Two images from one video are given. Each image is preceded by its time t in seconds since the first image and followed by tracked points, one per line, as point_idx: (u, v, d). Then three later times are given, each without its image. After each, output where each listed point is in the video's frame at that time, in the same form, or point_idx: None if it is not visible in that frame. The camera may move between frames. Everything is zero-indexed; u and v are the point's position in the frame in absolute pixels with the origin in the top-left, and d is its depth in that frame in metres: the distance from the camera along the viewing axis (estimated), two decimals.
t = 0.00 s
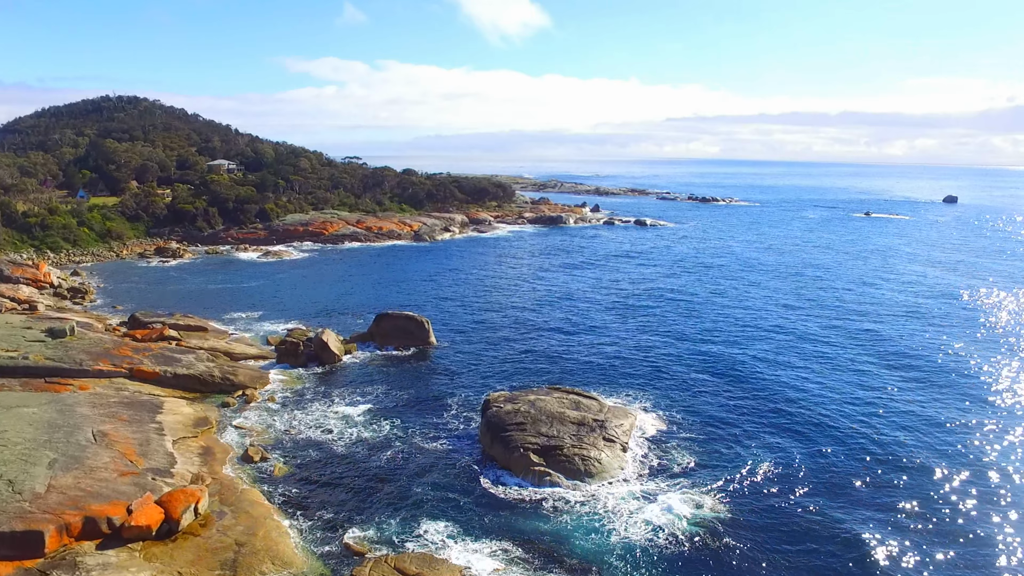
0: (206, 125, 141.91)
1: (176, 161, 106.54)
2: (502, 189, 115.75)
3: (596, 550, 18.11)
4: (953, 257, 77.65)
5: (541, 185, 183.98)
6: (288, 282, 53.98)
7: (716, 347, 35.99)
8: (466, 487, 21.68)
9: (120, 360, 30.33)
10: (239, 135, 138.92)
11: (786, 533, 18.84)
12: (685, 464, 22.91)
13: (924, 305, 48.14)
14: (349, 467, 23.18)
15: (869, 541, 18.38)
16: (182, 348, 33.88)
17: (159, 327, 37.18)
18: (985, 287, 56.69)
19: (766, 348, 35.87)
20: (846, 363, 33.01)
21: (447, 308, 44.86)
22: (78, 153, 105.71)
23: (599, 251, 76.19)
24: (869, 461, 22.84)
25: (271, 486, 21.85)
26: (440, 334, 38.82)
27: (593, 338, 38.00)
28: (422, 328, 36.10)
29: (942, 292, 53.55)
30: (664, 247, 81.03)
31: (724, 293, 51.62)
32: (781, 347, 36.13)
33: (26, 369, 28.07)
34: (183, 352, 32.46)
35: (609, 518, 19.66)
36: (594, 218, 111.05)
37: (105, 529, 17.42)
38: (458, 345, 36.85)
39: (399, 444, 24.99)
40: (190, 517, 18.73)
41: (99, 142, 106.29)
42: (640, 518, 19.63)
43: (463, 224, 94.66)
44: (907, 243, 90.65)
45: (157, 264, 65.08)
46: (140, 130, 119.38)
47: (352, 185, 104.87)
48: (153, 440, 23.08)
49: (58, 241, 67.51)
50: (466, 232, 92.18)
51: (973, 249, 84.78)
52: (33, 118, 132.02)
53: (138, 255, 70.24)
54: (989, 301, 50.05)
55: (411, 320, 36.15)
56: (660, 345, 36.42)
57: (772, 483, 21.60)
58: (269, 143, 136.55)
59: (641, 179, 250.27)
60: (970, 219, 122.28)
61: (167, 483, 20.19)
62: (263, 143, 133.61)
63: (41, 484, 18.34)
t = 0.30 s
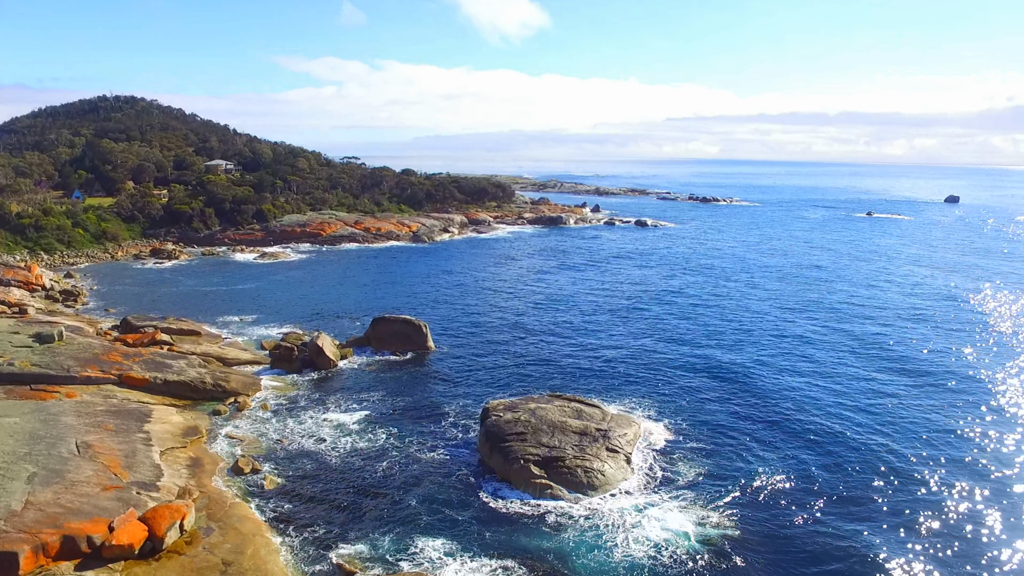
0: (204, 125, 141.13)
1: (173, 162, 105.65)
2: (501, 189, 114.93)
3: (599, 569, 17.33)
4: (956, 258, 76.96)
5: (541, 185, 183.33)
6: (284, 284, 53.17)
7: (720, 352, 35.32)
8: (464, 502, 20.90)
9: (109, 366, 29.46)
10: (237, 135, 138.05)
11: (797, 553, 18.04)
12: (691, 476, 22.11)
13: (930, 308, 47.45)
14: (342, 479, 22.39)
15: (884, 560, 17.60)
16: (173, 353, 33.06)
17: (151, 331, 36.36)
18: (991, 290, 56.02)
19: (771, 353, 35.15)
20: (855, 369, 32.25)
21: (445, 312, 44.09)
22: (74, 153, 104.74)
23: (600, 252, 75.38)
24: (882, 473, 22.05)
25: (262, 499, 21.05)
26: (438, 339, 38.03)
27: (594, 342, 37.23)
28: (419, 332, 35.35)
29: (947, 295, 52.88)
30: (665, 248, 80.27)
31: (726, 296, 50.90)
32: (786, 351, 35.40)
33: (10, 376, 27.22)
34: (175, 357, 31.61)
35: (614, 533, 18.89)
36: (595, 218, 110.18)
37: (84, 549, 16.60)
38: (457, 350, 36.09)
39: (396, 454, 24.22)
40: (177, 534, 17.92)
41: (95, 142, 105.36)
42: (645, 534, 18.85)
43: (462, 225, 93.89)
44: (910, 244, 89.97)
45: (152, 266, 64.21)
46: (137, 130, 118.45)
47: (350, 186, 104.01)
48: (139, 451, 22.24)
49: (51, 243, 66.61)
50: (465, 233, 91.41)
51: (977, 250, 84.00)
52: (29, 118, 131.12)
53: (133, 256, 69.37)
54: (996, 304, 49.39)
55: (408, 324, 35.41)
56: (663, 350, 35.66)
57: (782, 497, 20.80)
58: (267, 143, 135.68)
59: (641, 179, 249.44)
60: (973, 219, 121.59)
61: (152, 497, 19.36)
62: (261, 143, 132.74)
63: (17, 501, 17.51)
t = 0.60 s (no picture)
0: (202, 125, 140.34)
1: (170, 162, 104.78)
2: (501, 190, 114.14)
3: None
4: (960, 260, 76.27)
5: (540, 185, 182.55)
6: (280, 287, 52.32)
7: (724, 358, 34.57)
8: (461, 516, 20.11)
9: (96, 372, 28.58)
10: (235, 136, 137.22)
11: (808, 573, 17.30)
12: (698, 491, 21.30)
13: (936, 312, 46.72)
14: (335, 492, 21.56)
15: None
16: (164, 358, 32.18)
17: (142, 336, 35.52)
18: (996, 292, 55.29)
19: (776, 359, 34.42)
20: (862, 377, 31.52)
21: (443, 315, 43.30)
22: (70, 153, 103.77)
23: (600, 253, 74.60)
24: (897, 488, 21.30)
25: (251, 514, 20.23)
26: (436, 343, 37.22)
27: (595, 347, 36.44)
28: (416, 336, 34.52)
29: (952, 298, 52.20)
30: (666, 249, 79.48)
31: (729, 298, 50.16)
32: (792, 357, 34.71)
33: None
34: (165, 363, 30.68)
35: (619, 551, 18.11)
36: (595, 219, 109.32)
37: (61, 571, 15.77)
38: (455, 355, 35.28)
39: (392, 465, 23.41)
40: (160, 554, 17.09)
41: (91, 143, 104.41)
42: (650, 553, 18.06)
43: (461, 226, 93.08)
44: (912, 245, 89.25)
45: (146, 268, 63.30)
46: (133, 130, 117.57)
47: (348, 186, 103.07)
48: (124, 464, 21.38)
49: (45, 244, 65.70)
50: (464, 234, 90.61)
51: (981, 251, 83.28)
52: (25, 119, 130.19)
53: (128, 258, 68.50)
54: (1001, 307, 48.74)
55: (405, 328, 34.60)
56: (665, 356, 34.90)
57: (792, 513, 20.05)
58: (265, 144, 134.77)
59: (640, 179, 248.48)
60: (976, 219, 120.89)
61: (135, 513, 18.54)
62: (259, 143, 131.87)
63: None
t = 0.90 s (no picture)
0: (199, 125, 139.56)
1: (167, 163, 103.88)
2: (500, 190, 113.33)
3: None
4: (964, 262, 75.72)
5: (540, 185, 181.94)
6: (275, 289, 51.47)
7: (727, 365, 33.90)
8: (458, 532, 19.38)
9: (83, 378, 27.65)
10: (233, 136, 136.41)
11: None
12: (704, 508, 20.55)
13: (940, 315, 46.17)
14: (328, 507, 20.77)
15: None
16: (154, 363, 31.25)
17: (132, 340, 34.64)
18: (1000, 296, 54.59)
19: (780, 366, 33.78)
20: (868, 388, 30.84)
21: (441, 319, 42.52)
22: (65, 153, 102.76)
23: (600, 255, 73.88)
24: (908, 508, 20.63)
25: (241, 530, 19.42)
26: (434, 348, 36.43)
27: (596, 352, 35.71)
28: (413, 341, 33.73)
29: (956, 301, 51.63)
30: (666, 251, 78.75)
31: (730, 302, 49.51)
32: (796, 364, 34.08)
33: None
34: (154, 368, 29.82)
35: (622, 571, 17.39)
36: (595, 219, 108.66)
37: None
38: (453, 360, 34.49)
39: (387, 477, 22.62)
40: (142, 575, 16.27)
41: (87, 143, 103.45)
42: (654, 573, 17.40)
43: (460, 227, 92.32)
44: (914, 246, 88.67)
45: (140, 270, 62.40)
46: (130, 130, 116.68)
47: (346, 187, 102.21)
48: (108, 477, 20.52)
49: (38, 246, 64.72)
50: (463, 235, 89.86)
51: (984, 252, 82.64)
52: (20, 119, 129.30)
53: (123, 259, 67.57)
54: (1006, 311, 48.23)
55: (401, 333, 33.83)
56: (668, 362, 34.20)
57: (801, 533, 19.35)
58: (263, 144, 133.88)
59: (640, 179, 247.88)
60: (978, 220, 120.33)
61: (117, 531, 17.71)
62: (256, 143, 131.01)
63: None
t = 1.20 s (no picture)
0: (197, 125, 138.70)
1: (165, 163, 103.08)
2: (501, 191, 112.57)
3: None
4: (969, 263, 74.99)
5: (540, 185, 181.50)
6: (272, 292, 50.62)
7: (731, 372, 33.16)
8: (457, 550, 18.60)
9: (70, 384, 26.75)
10: (231, 136, 135.56)
11: None
12: (711, 528, 19.83)
13: (947, 319, 45.50)
14: (321, 522, 19.98)
15: None
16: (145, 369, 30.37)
17: (124, 344, 33.77)
18: (1007, 299, 53.81)
19: (787, 373, 33.05)
20: (877, 397, 30.09)
21: (441, 323, 41.72)
22: (62, 153, 101.85)
23: (601, 256, 73.12)
24: (922, 529, 19.86)
25: (231, 547, 18.63)
26: (433, 353, 35.63)
27: (598, 359, 34.92)
28: (411, 346, 32.89)
29: (963, 305, 50.93)
30: (668, 252, 77.98)
31: (734, 305, 48.74)
32: (802, 371, 33.37)
33: None
34: (144, 373, 28.91)
35: None
36: (597, 219, 107.85)
37: None
38: (452, 366, 33.68)
39: (383, 489, 21.82)
40: None
41: (84, 143, 102.54)
42: None
43: (460, 228, 91.53)
44: (918, 247, 87.93)
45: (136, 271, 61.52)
46: (128, 130, 115.83)
47: (345, 188, 101.44)
48: (92, 491, 19.67)
49: (33, 247, 63.82)
50: (463, 235, 89.07)
51: (988, 254, 81.96)
52: (17, 119, 128.49)
53: (119, 261, 66.67)
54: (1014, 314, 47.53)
55: (399, 338, 32.96)
56: (672, 369, 33.43)
57: (813, 555, 18.67)
58: (262, 144, 133.05)
59: (640, 179, 247.12)
60: (981, 220, 119.62)
61: (98, 550, 16.89)
62: (255, 143, 130.13)
63: None
